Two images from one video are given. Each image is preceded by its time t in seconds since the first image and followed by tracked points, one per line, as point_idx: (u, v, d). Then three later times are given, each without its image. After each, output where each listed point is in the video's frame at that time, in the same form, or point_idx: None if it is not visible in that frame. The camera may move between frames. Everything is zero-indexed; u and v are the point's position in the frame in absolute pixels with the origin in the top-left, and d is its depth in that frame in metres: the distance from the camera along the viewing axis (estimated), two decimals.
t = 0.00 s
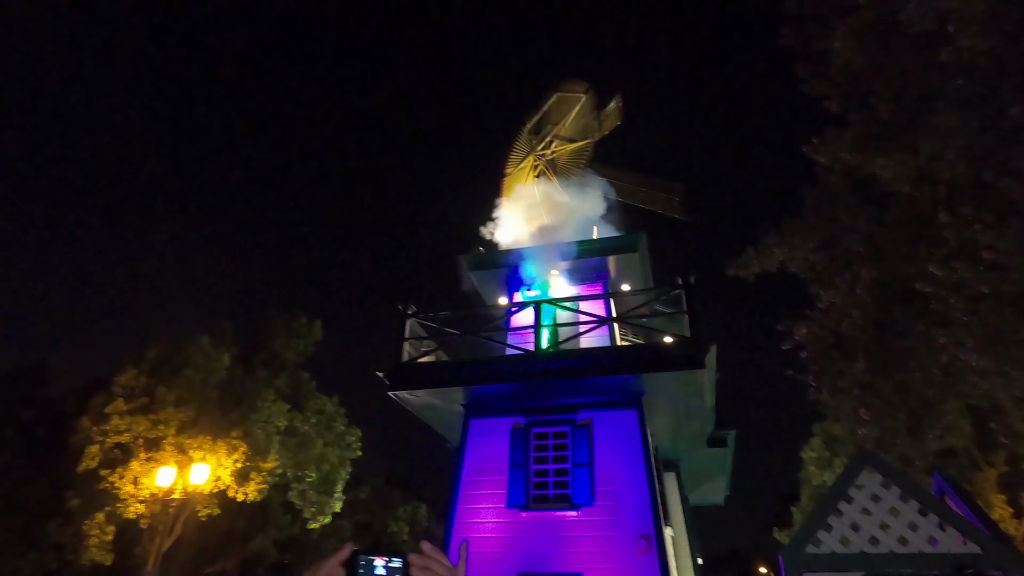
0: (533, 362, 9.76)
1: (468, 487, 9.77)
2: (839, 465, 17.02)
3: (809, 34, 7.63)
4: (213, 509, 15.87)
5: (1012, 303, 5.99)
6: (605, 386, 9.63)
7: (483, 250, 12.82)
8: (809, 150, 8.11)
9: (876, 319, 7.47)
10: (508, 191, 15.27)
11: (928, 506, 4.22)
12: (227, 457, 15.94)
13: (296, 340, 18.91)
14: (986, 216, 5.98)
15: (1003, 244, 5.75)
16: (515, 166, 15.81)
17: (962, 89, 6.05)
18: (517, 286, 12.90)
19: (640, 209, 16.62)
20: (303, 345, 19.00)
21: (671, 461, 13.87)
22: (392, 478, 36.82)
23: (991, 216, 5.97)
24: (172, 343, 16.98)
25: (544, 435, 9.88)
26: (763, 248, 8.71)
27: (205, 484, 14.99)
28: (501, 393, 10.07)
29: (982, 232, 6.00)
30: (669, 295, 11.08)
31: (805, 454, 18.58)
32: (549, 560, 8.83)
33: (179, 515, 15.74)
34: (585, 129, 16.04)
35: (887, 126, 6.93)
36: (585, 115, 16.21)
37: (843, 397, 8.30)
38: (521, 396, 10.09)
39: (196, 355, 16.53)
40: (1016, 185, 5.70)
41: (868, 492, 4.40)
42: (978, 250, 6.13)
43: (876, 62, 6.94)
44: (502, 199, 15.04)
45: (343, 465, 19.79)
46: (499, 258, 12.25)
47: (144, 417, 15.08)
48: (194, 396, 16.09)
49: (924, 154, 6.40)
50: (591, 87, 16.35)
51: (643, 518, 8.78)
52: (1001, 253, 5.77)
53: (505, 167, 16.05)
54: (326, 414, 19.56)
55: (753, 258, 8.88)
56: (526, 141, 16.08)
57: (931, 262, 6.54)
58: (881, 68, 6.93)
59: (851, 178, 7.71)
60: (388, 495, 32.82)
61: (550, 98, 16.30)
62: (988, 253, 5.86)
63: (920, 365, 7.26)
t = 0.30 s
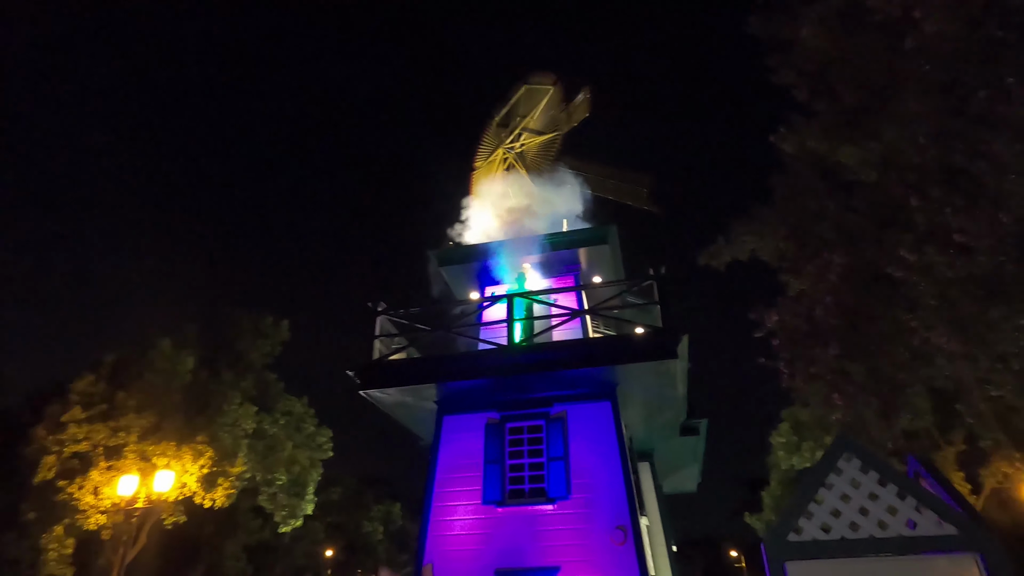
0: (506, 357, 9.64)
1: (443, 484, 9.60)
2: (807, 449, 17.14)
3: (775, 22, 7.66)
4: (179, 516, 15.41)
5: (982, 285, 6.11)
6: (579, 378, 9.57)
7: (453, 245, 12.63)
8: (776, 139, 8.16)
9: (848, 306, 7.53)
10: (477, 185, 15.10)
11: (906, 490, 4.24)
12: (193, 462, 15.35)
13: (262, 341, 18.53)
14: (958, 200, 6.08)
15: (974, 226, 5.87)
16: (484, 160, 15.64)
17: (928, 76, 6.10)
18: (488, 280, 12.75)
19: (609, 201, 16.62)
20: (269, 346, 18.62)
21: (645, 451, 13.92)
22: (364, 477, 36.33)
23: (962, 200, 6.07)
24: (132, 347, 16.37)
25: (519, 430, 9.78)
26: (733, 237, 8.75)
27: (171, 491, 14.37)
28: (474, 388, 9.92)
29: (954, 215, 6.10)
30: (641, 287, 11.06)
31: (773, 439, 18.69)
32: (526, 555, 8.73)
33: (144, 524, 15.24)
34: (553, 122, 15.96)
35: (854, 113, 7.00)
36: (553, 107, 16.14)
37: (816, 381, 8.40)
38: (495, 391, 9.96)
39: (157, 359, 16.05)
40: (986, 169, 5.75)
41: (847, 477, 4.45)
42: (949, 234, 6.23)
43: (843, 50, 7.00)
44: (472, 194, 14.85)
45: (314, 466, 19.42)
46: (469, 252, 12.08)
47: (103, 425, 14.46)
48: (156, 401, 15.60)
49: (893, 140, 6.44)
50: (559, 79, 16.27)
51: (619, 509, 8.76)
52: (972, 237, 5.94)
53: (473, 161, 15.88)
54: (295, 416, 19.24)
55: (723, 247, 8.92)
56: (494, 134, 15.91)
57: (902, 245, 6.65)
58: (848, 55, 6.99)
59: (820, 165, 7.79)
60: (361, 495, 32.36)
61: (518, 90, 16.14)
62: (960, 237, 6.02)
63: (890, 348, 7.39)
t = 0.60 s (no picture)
0: (489, 350, 9.53)
1: (426, 479, 9.47)
2: (786, 437, 17.24)
3: (762, 12, 7.60)
4: (156, 516, 15.09)
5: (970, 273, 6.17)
6: (562, 371, 9.49)
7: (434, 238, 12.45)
8: (762, 130, 8.14)
9: (836, 297, 7.57)
10: (460, 178, 14.96)
11: (897, 480, 4.22)
12: (169, 461, 14.96)
13: (241, 337, 18.30)
14: (947, 189, 6.12)
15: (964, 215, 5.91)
16: (466, 153, 15.47)
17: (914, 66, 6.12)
18: (471, 274, 12.60)
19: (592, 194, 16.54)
20: (248, 341, 18.38)
21: (628, 443, 13.90)
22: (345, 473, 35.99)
23: (952, 189, 6.11)
24: (105, 345, 15.95)
25: (503, 424, 9.68)
26: (718, 228, 8.75)
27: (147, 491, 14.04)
28: (457, 382, 9.80)
29: (944, 204, 6.14)
30: (624, 279, 11.00)
31: (753, 428, 18.78)
32: (511, 549, 8.64)
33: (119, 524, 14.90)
34: (536, 114, 15.83)
35: (840, 103, 7.02)
36: (535, 100, 16.02)
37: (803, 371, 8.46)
38: (479, 385, 9.85)
39: (132, 356, 15.68)
40: (976, 158, 5.77)
41: (839, 469, 4.40)
42: (939, 223, 6.27)
43: (830, 39, 6.98)
44: (455, 187, 14.71)
45: (295, 462, 19.17)
46: (451, 245, 11.91)
47: (76, 424, 14.03)
48: (130, 399, 15.24)
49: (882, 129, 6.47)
50: (541, 70, 16.13)
51: (604, 502, 8.70)
52: (964, 225, 5.97)
53: (455, 154, 15.70)
54: (274, 412, 19.00)
55: (708, 239, 8.90)
56: (476, 126, 15.74)
57: (890, 235, 6.72)
58: (834, 44, 6.99)
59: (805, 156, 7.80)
60: (342, 491, 32.03)
61: (500, 81, 15.97)
62: (951, 226, 6.06)
63: (877, 337, 7.45)
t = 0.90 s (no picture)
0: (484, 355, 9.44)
1: (421, 485, 9.36)
2: (781, 440, 17.19)
3: (755, 13, 7.58)
4: (146, 526, 14.87)
5: (969, 274, 6.17)
6: (557, 375, 9.41)
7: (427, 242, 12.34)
8: (756, 131, 8.11)
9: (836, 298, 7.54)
10: (453, 182, 14.91)
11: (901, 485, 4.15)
12: (160, 470, 14.77)
13: (233, 343, 18.06)
14: (947, 189, 6.10)
15: (963, 215, 5.89)
16: (459, 156, 15.41)
17: (912, 65, 6.10)
18: (464, 278, 12.50)
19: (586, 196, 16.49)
20: (240, 348, 18.22)
21: (623, 447, 13.81)
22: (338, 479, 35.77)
23: (951, 189, 6.09)
24: (93, 352, 15.72)
25: (498, 429, 9.59)
26: (713, 230, 8.70)
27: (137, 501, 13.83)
28: (451, 387, 9.70)
29: (944, 204, 6.12)
30: (619, 282, 10.93)
31: (748, 431, 18.71)
32: (507, 556, 8.53)
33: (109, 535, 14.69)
34: (529, 117, 15.77)
35: (835, 104, 7.01)
36: (528, 103, 15.96)
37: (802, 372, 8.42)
38: (473, 390, 9.75)
39: (122, 363, 15.45)
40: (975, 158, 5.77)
41: (842, 474, 4.33)
42: (939, 223, 6.25)
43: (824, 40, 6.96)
44: (449, 191, 14.67)
45: (287, 470, 19.06)
46: (445, 249, 11.81)
47: (64, 433, 13.78)
48: (120, 407, 15.02)
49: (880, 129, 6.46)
50: (534, 74, 16.09)
51: (600, 506, 8.61)
52: (963, 225, 5.95)
53: (448, 158, 15.63)
54: (267, 419, 18.83)
55: (702, 241, 8.86)
56: (469, 130, 15.67)
57: (889, 237, 6.71)
58: (828, 45, 6.97)
59: (799, 157, 7.79)
60: (336, 497, 31.80)
61: (493, 84, 15.92)
62: (951, 227, 6.03)
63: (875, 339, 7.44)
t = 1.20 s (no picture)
0: (484, 362, 9.37)
1: (418, 493, 9.26)
2: (780, 452, 17.08)
3: (761, 23, 7.58)
4: (140, 530, 14.71)
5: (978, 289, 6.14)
6: (557, 384, 9.33)
7: (428, 248, 12.29)
8: (760, 142, 8.11)
9: (842, 311, 7.49)
10: (455, 188, 14.91)
11: (912, 502, 4.09)
12: (155, 474, 14.58)
13: (230, 347, 17.97)
14: (958, 203, 6.07)
15: (974, 229, 5.86)
16: (460, 163, 15.39)
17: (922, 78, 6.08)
18: (464, 285, 12.43)
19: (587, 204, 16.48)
20: (237, 351, 18.12)
21: (622, 457, 13.71)
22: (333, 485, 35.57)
23: (963, 202, 6.06)
24: (90, 353, 15.64)
25: (496, 437, 9.50)
26: (716, 240, 8.67)
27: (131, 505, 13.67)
28: (450, 394, 9.61)
29: (955, 218, 6.09)
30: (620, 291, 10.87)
31: (746, 442, 18.59)
32: (505, 566, 8.42)
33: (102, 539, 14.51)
34: (531, 125, 15.76)
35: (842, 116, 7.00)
36: (531, 111, 15.96)
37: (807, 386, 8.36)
38: (472, 398, 9.67)
39: (118, 365, 15.34)
40: (987, 171, 5.75)
41: (850, 490, 4.27)
42: (949, 237, 6.22)
43: (831, 52, 6.96)
44: (450, 197, 14.67)
45: (283, 476, 18.96)
46: (445, 255, 11.75)
47: (59, 435, 13.69)
48: (115, 410, 14.95)
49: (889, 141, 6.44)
50: (537, 82, 16.09)
51: (599, 517, 8.52)
52: (974, 239, 5.91)
53: (450, 165, 15.61)
54: (263, 424, 18.73)
55: (705, 251, 8.82)
56: (471, 137, 15.66)
57: (897, 250, 6.68)
58: (835, 56, 6.96)
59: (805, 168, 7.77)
60: (331, 503, 31.62)
61: (496, 92, 15.90)
62: (961, 240, 6.00)
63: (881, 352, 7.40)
